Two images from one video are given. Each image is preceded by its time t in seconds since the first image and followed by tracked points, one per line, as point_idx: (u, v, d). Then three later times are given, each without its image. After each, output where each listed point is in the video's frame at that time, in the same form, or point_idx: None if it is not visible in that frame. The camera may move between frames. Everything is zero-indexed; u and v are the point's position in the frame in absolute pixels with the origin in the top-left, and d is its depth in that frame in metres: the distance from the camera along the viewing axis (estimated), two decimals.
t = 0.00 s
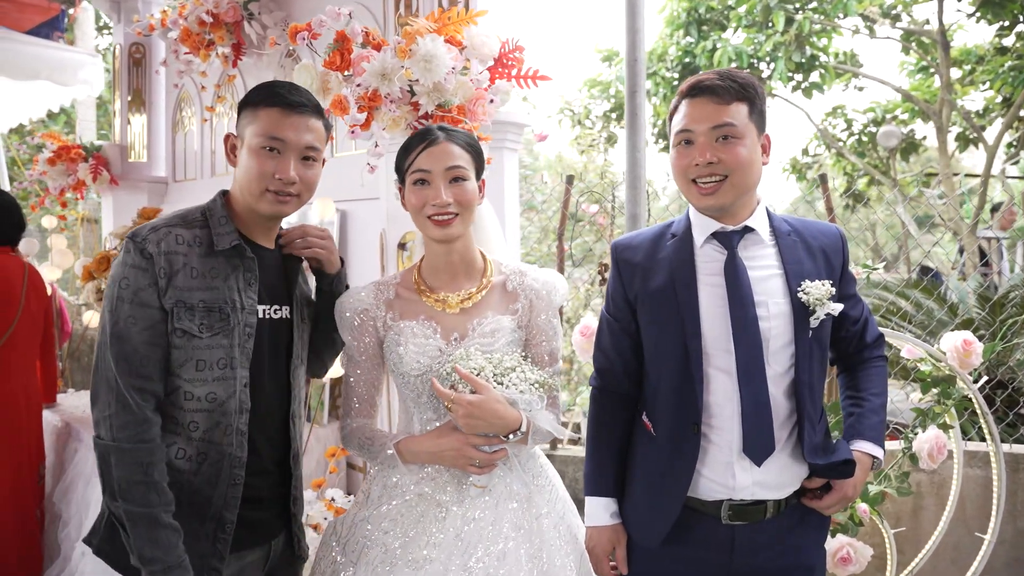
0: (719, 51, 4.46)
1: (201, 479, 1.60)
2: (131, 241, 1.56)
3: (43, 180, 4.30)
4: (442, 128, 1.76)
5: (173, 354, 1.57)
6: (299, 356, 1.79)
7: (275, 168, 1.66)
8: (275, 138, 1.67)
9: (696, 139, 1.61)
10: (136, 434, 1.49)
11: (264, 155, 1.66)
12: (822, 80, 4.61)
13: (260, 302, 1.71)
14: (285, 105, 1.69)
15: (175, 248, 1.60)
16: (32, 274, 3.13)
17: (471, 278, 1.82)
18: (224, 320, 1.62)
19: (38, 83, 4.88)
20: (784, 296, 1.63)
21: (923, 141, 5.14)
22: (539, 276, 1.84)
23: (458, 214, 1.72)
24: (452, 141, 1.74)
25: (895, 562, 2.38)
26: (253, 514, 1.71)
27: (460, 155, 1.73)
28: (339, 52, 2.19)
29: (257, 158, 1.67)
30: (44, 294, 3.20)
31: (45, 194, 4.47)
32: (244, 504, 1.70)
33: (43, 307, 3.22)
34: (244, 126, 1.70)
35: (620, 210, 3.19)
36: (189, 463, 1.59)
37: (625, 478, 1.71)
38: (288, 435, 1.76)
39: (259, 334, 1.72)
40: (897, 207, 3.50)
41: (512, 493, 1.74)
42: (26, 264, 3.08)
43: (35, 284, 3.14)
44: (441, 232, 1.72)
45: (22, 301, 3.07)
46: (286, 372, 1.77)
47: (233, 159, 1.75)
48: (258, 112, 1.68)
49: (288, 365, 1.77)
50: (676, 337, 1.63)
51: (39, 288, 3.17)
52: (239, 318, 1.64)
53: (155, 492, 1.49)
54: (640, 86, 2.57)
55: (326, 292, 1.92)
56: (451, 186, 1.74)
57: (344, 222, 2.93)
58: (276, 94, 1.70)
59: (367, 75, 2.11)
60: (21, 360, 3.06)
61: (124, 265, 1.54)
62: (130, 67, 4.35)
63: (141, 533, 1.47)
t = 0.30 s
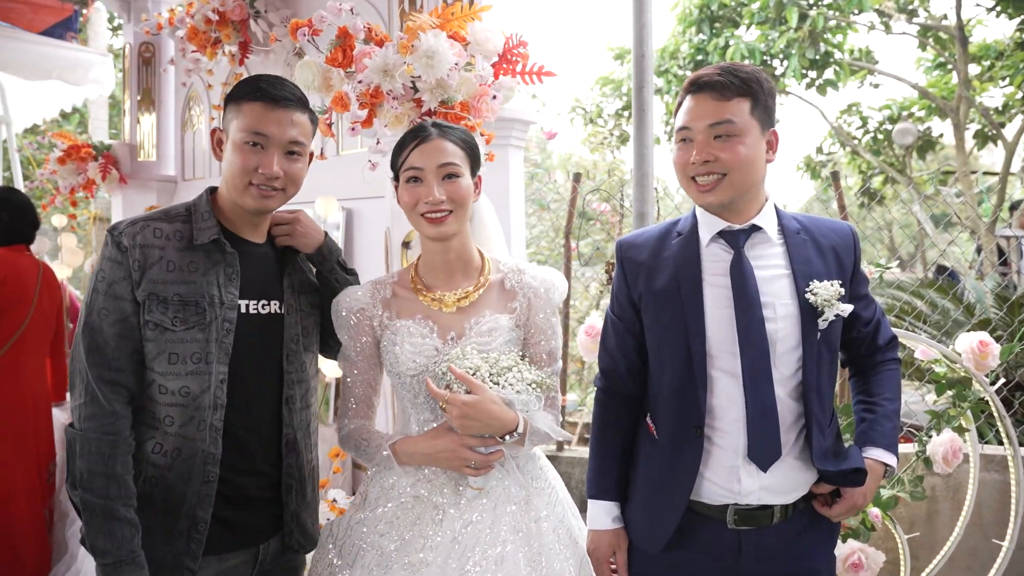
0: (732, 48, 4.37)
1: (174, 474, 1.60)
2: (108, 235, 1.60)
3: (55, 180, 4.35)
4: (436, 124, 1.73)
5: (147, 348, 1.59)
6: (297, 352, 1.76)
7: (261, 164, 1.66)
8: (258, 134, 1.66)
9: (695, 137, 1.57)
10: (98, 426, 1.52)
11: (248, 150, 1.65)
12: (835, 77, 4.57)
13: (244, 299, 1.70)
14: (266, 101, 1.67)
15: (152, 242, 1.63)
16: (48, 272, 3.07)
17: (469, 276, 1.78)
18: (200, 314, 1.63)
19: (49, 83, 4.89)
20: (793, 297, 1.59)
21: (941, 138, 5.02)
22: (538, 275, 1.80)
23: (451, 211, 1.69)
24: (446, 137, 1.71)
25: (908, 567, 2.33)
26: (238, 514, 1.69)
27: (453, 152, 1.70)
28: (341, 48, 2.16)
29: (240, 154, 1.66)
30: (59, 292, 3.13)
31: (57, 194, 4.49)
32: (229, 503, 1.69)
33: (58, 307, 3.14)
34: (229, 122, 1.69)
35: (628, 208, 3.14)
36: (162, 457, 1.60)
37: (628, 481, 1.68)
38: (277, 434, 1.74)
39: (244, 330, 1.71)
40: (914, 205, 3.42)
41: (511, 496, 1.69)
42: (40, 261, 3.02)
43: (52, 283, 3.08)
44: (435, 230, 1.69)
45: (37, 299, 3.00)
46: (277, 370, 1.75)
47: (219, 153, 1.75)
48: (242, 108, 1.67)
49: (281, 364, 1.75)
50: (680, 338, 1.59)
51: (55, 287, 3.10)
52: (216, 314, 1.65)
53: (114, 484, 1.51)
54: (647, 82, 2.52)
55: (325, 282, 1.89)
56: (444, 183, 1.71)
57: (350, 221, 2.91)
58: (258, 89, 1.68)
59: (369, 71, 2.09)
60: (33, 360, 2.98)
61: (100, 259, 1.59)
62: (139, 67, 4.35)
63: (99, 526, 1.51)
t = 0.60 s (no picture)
0: (749, 46, 4.30)
1: (166, 479, 1.59)
2: (89, 240, 1.59)
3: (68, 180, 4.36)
4: (434, 122, 1.69)
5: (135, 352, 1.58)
6: (293, 350, 1.73)
7: (279, 168, 1.66)
8: (275, 138, 1.65)
9: (688, 137, 1.55)
10: (88, 432, 1.51)
11: (266, 156, 1.64)
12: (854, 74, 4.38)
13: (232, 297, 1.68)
14: (261, 98, 1.65)
15: (133, 244, 1.62)
16: (63, 271, 3.03)
17: (470, 276, 1.75)
18: (184, 315, 1.61)
19: (63, 83, 4.91)
20: (804, 299, 1.54)
21: (962, 136, 4.91)
22: (541, 275, 1.76)
23: (450, 211, 1.65)
24: (444, 136, 1.67)
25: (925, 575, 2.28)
26: (237, 518, 1.67)
27: (451, 151, 1.67)
28: (345, 45, 2.13)
29: (253, 158, 1.64)
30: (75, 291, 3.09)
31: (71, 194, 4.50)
32: (227, 507, 1.67)
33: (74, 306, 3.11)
34: (235, 121, 1.65)
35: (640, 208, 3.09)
36: (155, 462, 1.59)
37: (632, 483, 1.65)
38: (273, 434, 1.71)
39: (235, 329, 1.69)
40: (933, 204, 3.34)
41: (512, 501, 1.65)
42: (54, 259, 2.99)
43: (66, 281, 3.04)
44: (433, 230, 1.66)
45: (51, 297, 2.97)
46: (271, 369, 1.72)
47: (215, 154, 1.68)
48: (254, 109, 1.65)
49: (276, 363, 1.72)
50: (686, 340, 1.54)
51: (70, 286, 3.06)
52: (203, 313, 1.63)
53: (109, 490, 1.51)
54: (658, 79, 2.48)
55: (319, 273, 1.83)
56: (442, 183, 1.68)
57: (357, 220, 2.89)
58: (268, 89, 1.66)
59: (374, 69, 2.06)
60: (45, 358, 2.95)
61: (83, 264, 1.59)
62: (152, 67, 4.35)
63: (98, 532, 1.51)
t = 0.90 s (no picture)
0: (765, 43, 4.22)
1: (168, 485, 1.58)
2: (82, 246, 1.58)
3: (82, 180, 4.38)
4: (434, 122, 1.67)
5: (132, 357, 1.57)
6: (293, 351, 1.72)
7: (290, 169, 1.66)
8: (287, 139, 1.65)
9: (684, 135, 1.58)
10: (87, 441, 1.50)
11: (277, 158, 1.63)
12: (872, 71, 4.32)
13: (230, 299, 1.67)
14: (264, 99, 1.64)
15: (127, 248, 1.60)
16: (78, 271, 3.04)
17: (472, 277, 1.72)
18: (182, 319, 1.60)
19: (79, 84, 4.93)
20: (808, 299, 1.51)
21: (985, 133, 4.80)
22: (545, 276, 1.73)
23: (450, 213, 1.63)
24: (445, 138, 1.65)
25: None
26: (240, 521, 1.66)
27: (451, 152, 1.64)
28: (351, 44, 2.11)
29: (265, 159, 1.62)
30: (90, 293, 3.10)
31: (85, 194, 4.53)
32: (228, 511, 1.65)
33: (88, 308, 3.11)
34: (245, 126, 1.62)
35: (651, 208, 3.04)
36: (156, 468, 1.58)
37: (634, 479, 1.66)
38: (274, 436, 1.70)
39: (234, 331, 1.67)
40: (953, 203, 3.27)
41: (513, 505, 1.63)
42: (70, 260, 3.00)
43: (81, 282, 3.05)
44: (434, 232, 1.64)
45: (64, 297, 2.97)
46: (272, 370, 1.71)
47: (222, 158, 1.64)
48: (264, 111, 1.63)
49: (277, 364, 1.71)
50: (685, 340, 1.54)
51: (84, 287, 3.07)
52: (200, 315, 1.62)
53: (110, 499, 1.50)
54: (668, 77, 2.44)
55: (318, 273, 1.80)
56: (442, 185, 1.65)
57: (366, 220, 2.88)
58: (272, 90, 1.65)
59: (378, 68, 2.04)
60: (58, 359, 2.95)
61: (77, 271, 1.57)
62: (165, 67, 4.36)
63: (99, 543, 1.50)
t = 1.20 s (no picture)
0: (781, 41, 4.15)
1: (167, 492, 1.58)
2: (76, 252, 1.58)
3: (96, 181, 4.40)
4: (432, 123, 1.65)
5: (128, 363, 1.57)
6: (296, 357, 1.72)
7: (289, 172, 1.65)
8: (287, 143, 1.64)
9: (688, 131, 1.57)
10: (83, 448, 1.51)
11: (276, 161, 1.62)
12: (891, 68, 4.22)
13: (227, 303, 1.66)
14: (267, 102, 1.62)
15: (121, 254, 1.59)
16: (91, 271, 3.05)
17: (472, 277, 1.70)
18: (177, 324, 1.59)
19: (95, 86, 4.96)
20: (808, 299, 1.47)
21: (1007, 131, 4.68)
22: (546, 277, 1.71)
23: (446, 216, 1.62)
24: (443, 140, 1.63)
25: None
26: (238, 526, 1.65)
27: (448, 153, 1.62)
28: (355, 44, 2.10)
29: (263, 160, 1.61)
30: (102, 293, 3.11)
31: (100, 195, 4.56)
32: (227, 516, 1.64)
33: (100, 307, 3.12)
34: (246, 128, 1.61)
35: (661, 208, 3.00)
36: (155, 474, 1.58)
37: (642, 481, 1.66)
38: (274, 440, 1.70)
39: (231, 335, 1.67)
40: (973, 202, 3.19)
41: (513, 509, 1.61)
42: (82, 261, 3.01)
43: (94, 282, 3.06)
44: (431, 235, 1.63)
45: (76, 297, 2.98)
46: (272, 373, 1.71)
47: (220, 159, 1.62)
48: (263, 112, 1.62)
49: (278, 368, 1.71)
50: (686, 343, 1.54)
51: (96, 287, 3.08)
52: (196, 320, 1.60)
53: (107, 506, 1.50)
54: (676, 76, 2.40)
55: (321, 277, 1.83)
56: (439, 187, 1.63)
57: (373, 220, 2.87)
58: (273, 91, 1.64)
59: (382, 68, 2.03)
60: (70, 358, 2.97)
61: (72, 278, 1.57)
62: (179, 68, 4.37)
63: (97, 551, 1.50)
